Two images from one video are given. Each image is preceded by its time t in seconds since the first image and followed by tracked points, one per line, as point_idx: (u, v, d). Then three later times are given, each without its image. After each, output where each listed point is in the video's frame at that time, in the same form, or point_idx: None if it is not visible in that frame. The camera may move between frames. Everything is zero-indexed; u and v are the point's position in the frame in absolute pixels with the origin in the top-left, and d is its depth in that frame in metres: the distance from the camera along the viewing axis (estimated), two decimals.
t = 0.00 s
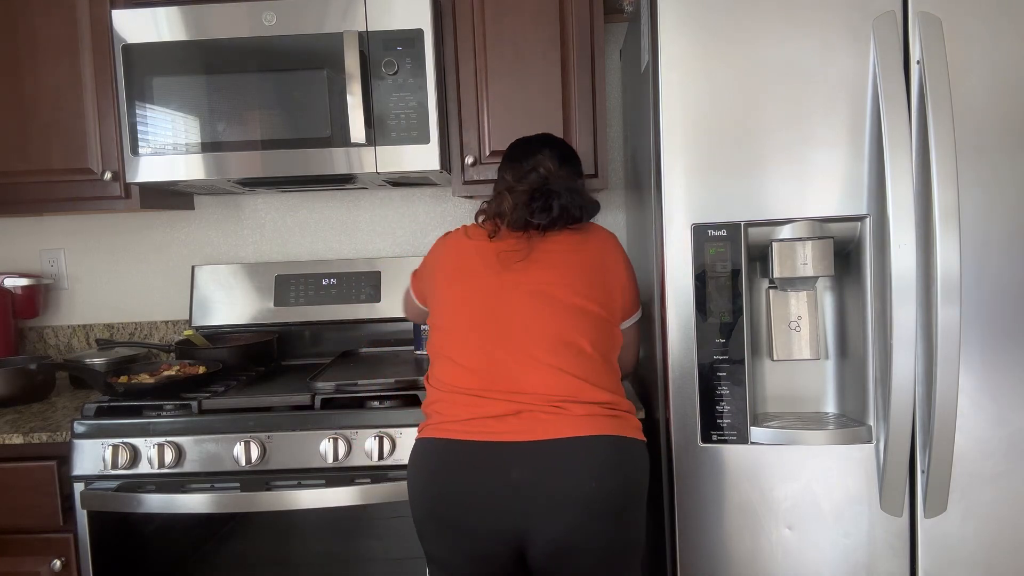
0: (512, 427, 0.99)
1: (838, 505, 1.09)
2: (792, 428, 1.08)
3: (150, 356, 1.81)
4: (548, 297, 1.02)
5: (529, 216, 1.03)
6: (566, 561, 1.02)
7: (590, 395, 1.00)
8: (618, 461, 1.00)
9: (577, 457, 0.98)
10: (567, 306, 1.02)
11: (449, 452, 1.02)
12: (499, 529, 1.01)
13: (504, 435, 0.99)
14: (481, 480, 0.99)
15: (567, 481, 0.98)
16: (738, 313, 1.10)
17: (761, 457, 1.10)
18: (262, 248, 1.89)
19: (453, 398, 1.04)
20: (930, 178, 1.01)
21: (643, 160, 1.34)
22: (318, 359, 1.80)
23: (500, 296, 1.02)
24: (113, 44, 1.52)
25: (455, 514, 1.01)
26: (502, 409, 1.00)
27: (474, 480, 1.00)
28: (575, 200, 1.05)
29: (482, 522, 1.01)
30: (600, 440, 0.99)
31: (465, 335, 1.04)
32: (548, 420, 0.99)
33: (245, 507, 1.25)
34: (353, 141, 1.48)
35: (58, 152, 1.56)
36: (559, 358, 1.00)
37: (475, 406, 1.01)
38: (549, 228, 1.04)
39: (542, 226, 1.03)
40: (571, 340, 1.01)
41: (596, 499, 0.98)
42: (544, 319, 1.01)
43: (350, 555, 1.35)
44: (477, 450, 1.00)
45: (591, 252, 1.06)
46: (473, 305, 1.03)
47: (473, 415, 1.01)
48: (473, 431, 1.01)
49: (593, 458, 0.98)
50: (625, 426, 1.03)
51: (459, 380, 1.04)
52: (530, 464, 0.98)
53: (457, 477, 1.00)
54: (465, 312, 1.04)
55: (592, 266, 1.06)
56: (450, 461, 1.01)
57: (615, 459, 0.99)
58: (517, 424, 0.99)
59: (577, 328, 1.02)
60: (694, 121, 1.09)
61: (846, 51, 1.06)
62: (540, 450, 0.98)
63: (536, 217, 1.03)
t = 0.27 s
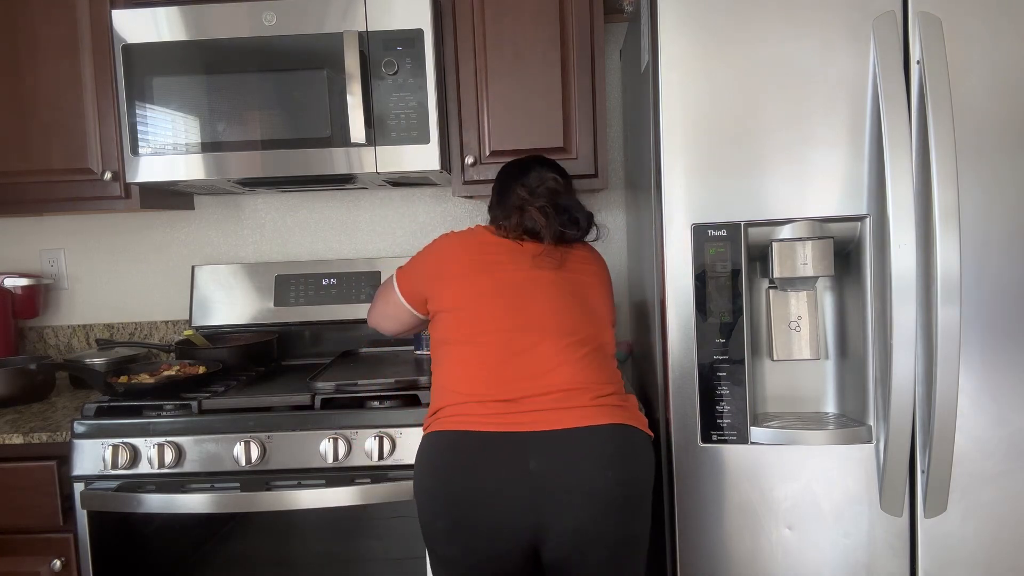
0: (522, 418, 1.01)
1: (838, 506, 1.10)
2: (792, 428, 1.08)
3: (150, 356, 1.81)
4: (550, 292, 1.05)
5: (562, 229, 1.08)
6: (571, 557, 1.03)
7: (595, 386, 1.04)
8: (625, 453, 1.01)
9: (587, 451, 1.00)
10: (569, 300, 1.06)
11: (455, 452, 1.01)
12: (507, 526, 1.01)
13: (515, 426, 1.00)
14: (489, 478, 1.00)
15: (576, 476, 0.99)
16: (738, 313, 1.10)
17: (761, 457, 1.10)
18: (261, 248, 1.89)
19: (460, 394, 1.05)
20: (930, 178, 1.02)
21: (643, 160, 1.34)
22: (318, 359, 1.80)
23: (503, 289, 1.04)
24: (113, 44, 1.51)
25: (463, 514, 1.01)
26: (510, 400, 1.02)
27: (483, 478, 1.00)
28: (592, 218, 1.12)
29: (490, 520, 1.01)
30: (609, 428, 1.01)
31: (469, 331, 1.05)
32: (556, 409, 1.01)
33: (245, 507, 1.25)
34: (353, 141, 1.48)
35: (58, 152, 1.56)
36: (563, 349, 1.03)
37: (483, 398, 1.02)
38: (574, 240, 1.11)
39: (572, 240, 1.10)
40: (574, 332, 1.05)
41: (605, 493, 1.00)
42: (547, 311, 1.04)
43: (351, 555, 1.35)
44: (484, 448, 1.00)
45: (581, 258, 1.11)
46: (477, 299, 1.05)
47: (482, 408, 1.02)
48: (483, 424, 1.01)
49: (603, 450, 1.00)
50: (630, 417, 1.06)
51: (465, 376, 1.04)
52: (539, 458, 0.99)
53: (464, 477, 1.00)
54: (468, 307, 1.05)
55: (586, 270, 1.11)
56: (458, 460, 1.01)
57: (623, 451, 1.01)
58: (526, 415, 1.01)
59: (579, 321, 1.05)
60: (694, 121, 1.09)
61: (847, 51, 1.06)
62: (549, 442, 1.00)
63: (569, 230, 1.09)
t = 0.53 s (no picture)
0: (514, 423, 1.00)
1: (838, 505, 1.09)
2: (792, 428, 1.08)
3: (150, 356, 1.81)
4: (547, 294, 1.04)
5: (549, 224, 1.06)
6: (566, 559, 1.03)
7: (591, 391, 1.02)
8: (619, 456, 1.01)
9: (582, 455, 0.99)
10: (568, 303, 1.04)
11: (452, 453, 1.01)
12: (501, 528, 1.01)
13: (507, 431, 1.00)
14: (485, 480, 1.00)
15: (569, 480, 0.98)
16: (738, 313, 1.10)
17: (761, 457, 1.10)
18: (262, 248, 1.89)
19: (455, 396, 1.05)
20: (930, 178, 1.01)
21: (643, 160, 1.34)
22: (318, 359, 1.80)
23: (500, 293, 1.04)
24: (113, 44, 1.51)
25: (457, 513, 1.01)
26: (503, 405, 1.01)
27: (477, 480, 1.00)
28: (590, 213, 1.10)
29: (486, 521, 1.01)
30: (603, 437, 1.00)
31: (464, 334, 1.05)
32: (550, 415, 1.00)
33: (245, 507, 1.25)
34: (353, 141, 1.48)
35: (58, 152, 1.56)
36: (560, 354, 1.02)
37: (476, 402, 1.02)
38: (564, 236, 1.09)
39: (560, 235, 1.07)
40: (573, 336, 1.03)
41: (599, 496, 0.99)
42: (544, 315, 1.03)
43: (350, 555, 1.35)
44: (480, 449, 1.00)
45: (586, 254, 1.09)
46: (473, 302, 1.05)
47: (474, 411, 1.02)
48: (474, 427, 1.01)
49: (595, 455, 0.99)
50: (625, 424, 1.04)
51: (460, 375, 1.04)
52: (533, 461, 0.99)
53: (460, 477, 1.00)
54: (465, 309, 1.05)
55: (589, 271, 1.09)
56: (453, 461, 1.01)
57: (616, 455, 1.00)
58: (518, 420, 1.00)
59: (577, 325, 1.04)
60: (694, 121, 1.09)
61: (847, 51, 1.06)
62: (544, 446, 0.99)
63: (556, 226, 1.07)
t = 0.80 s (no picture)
0: (506, 418, 1.00)
1: (838, 505, 1.10)
2: (792, 428, 1.08)
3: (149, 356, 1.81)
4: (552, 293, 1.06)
5: (543, 230, 1.12)
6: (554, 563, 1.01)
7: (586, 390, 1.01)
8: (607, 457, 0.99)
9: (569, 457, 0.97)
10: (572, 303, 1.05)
11: (443, 451, 1.02)
12: (491, 530, 1.01)
13: (499, 425, 1.00)
14: (475, 479, 0.99)
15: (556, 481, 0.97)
16: (738, 313, 1.10)
17: (761, 457, 1.10)
18: (261, 248, 1.89)
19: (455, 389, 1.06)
20: (930, 178, 1.02)
21: (643, 160, 1.34)
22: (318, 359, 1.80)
23: (509, 292, 1.08)
24: (113, 44, 1.51)
25: (447, 509, 1.01)
26: (498, 399, 1.01)
27: (466, 480, 1.00)
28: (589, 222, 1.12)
29: (475, 520, 1.01)
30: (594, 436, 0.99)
31: (472, 331, 1.08)
32: (542, 412, 0.99)
33: (245, 507, 1.25)
34: (353, 141, 1.48)
35: (58, 152, 1.56)
36: (558, 352, 1.02)
37: (473, 395, 1.03)
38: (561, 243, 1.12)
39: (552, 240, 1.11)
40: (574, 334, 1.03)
41: (586, 499, 0.98)
42: (544, 312, 1.04)
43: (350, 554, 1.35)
44: (471, 447, 1.01)
45: (597, 261, 1.10)
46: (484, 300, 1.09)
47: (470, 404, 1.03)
48: (467, 421, 1.02)
49: (583, 456, 0.98)
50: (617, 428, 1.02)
51: (462, 371, 1.06)
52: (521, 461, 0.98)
53: (450, 475, 1.01)
54: (478, 309, 1.10)
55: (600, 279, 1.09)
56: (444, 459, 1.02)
57: (604, 456, 0.99)
58: (510, 414, 1.00)
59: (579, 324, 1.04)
60: (694, 121, 1.09)
61: (846, 51, 1.06)
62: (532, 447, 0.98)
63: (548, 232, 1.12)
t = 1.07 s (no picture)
0: (512, 418, 1.00)
1: (838, 506, 1.09)
2: (792, 428, 1.08)
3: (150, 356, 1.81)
4: (552, 289, 1.05)
5: (567, 236, 1.10)
6: (556, 557, 1.02)
7: (592, 388, 1.01)
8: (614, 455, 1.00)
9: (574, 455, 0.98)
10: (572, 299, 1.05)
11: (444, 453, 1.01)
12: (496, 528, 1.02)
13: (504, 424, 1.00)
14: (478, 480, 1.00)
15: (561, 480, 0.98)
16: (738, 313, 1.10)
17: (761, 456, 1.10)
18: (261, 248, 1.89)
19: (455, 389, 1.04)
20: (930, 178, 1.01)
21: (643, 160, 1.34)
22: (318, 359, 1.80)
23: (506, 287, 1.05)
24: (113, 44, 1.51)
25: (448, 505, 1.01)
26: (501, 396, 1.01)
27: (471, 480, 1.00)
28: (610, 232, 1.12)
29: (477, 516, 1.01)
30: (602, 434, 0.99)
31: (468, 328, 1.06)
32: (549, 411, 0.99)
33: (245, 507, 1.25)
34: (353, 141, 1.48)
35: (58, 152, 1.56)
36: (562, 350, 1.02)
37: (475, 395, 1.02)
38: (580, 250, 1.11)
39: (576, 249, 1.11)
40: (577, 331, 1.03)
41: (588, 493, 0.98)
42: (547, 309, 1.03)
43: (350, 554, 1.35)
44: (475, 447, 1.00)
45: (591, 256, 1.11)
46: (479, 295, 1.07)
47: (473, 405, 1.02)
48: (471, 422, 1.01)
49: (590, 454, 0.98)
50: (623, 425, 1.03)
51: (460, 370, 1.05)
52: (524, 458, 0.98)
53: (452, 477, 1.01)
54: (471, 304, 1.07)
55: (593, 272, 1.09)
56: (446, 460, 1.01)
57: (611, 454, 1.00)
58: (517, 415, 1.00)
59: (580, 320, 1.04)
60: (694, 121, 1.09)
61: (847, 51, 1.06)
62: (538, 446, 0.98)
63: (572, 239, 1.10)
